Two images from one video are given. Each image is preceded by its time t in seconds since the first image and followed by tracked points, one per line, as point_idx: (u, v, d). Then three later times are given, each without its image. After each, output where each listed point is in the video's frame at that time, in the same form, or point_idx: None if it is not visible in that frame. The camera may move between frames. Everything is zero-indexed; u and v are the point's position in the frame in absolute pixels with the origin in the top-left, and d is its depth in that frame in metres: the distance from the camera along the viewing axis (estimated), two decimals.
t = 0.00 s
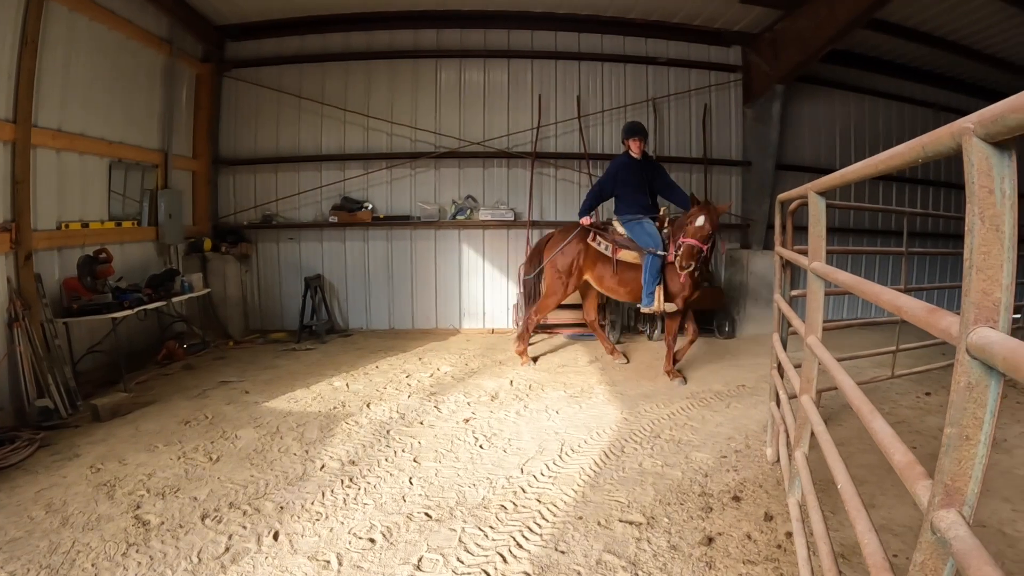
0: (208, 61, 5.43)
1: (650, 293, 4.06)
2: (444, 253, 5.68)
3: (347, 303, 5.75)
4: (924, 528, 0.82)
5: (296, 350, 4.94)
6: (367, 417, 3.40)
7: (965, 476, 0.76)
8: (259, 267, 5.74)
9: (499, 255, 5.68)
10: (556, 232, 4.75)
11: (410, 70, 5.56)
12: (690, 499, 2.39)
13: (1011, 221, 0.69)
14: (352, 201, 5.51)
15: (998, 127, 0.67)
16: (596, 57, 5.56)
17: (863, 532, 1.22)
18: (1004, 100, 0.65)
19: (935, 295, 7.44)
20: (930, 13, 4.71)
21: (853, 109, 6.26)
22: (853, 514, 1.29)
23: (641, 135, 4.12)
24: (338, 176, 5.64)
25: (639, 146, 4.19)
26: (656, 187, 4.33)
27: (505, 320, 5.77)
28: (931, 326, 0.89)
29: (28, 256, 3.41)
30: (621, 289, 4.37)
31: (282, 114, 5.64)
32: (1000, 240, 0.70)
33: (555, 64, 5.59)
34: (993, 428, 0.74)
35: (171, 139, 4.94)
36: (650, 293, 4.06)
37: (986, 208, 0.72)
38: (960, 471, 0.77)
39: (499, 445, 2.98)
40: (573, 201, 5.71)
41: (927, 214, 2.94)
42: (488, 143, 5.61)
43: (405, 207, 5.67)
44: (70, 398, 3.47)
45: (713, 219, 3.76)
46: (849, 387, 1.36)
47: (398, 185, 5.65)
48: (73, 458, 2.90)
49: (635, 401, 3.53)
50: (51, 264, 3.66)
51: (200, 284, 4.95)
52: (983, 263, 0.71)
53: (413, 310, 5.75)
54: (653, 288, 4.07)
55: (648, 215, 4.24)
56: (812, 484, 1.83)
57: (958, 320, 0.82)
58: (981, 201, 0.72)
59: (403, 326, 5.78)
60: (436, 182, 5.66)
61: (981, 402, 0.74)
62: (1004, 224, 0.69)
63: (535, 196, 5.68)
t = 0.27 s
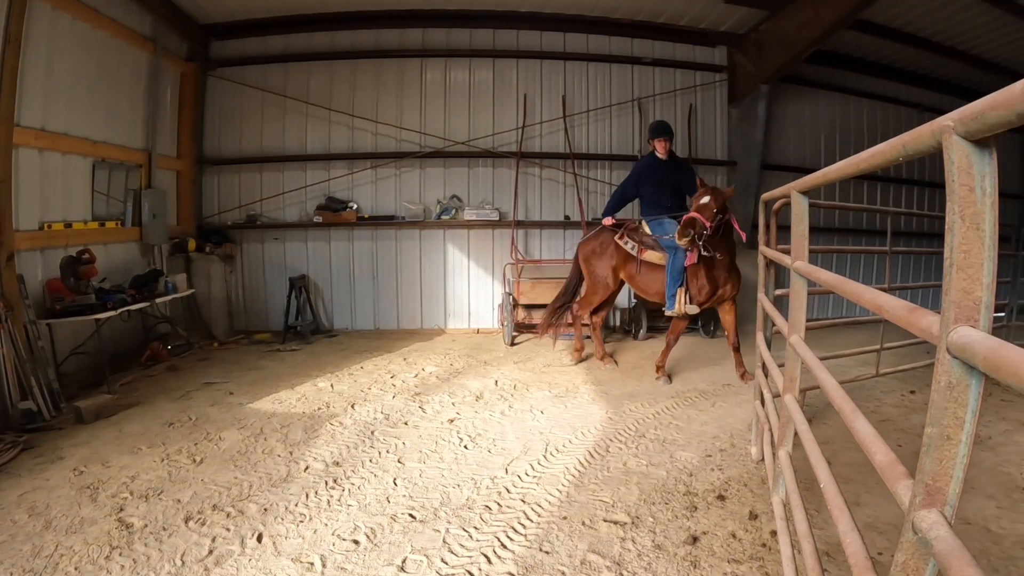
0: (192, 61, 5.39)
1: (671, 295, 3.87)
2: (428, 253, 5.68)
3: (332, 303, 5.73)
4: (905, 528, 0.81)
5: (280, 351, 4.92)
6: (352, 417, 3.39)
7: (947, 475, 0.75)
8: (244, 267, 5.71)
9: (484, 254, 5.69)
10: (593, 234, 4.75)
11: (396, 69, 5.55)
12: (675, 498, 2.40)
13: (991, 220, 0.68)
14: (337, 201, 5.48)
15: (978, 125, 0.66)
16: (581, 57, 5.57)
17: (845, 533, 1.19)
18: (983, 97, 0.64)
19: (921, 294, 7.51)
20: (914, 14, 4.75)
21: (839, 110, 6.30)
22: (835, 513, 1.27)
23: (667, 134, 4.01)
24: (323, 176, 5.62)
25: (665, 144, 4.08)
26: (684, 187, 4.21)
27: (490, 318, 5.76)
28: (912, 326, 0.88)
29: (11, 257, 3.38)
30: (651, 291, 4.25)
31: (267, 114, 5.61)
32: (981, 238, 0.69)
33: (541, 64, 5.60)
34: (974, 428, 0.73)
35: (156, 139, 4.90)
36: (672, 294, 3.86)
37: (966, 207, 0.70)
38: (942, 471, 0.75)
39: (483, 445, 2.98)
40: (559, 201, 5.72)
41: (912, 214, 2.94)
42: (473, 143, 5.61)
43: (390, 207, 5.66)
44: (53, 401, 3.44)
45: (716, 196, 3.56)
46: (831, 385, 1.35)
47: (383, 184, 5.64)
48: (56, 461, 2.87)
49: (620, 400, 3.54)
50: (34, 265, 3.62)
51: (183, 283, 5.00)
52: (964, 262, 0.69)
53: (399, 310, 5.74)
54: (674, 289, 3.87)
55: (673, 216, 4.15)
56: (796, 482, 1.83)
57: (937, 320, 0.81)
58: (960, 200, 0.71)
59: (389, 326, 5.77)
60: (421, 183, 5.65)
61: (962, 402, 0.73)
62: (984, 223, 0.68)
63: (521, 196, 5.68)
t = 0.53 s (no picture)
0: (182, 60, 5.37)
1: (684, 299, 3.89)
2: (419, 253, 5.67)
3: (322, 303, 5.72)
4: (895, 527, 0.80)
5: (269, 352, 4.90)
6: (342, 418, 3.38)
7: (937, 474, 0.74)
8: (234, 267, 5.68)
9: (474, 254, 5.69)
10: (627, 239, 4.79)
11: (386, 69, 5.54)
12: (666, 498, 2.40)
13: (979, 218, 0.68)
14: (327, 201, 5.47)
15: (966, 123, 0.66)
16: (572, 57, 5.57)
17: (835, 532, 1.19)
18: (972, 96, 0.64)
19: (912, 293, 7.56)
20: (904, 15, 4.77)
21: (829, 110, 6.33)
22: (826, 511, 1.26)
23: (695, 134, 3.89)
24: (314, 176, 5.60)
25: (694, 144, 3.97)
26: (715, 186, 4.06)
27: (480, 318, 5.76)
28: (902, 324, 0.88)
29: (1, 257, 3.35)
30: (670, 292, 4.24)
31: (257, 114, 5.60)
32: (969, 237, 0.69)
33: (532, 64, 5.60)
34: (964, 426, 0.73)
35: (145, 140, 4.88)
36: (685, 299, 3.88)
37: (954, 205, 0.70)
38: (931, 469, 0.75)
39: (474, 446, 2.98)
40: (549, 201, 5.72)
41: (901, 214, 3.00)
42: (463, 143, 5.60)
43: (381, 207, 5.65)
44: (41, 402, 3.42)
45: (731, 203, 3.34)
46: (822, 384, 1.35)
47: (373, 184, 5.63)
48: (45, 463, 2.85)
49: (611, 400, 3.54)
50: (23, 266, 3.60)
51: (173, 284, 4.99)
52: (953, 260, 0.69)
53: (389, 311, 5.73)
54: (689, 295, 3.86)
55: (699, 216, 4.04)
56: (785, 480, 1.83)
57: (926, 319, 0.81)
58: (949, 199, 0.71)
59: (379, 326, 5.76)
60: (412, 183, 5.64)
61: (951, 401, 0.73)
62: (973, 221, 0.68)
63: (511, 195, 5.68)
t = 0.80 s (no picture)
0: (177, 60, 5.36)
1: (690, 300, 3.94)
2: (414, 253, 5.66)
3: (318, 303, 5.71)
4: (890, 528, 0.80)
5: (265, 352, 4.89)
6: (338, 419, 3.38)
7: (932, 474, 0.74)
8: (230, 268, 5.68)
9: (470, 254, 5.69)
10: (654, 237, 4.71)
11: (381, 70, 5.53)
12: (662, 498, 2.40)
13: (974, 217, 0.68)
14: (323, 201, 5.45)
15: (961, 122, 0.66)
16: (568, 57, 5.57)
17: (831, 532, 1.18)
18: (966, 95, 0.64)
19: (908, 293, 7.58)
20: (899, 15, 4.79)
21: (825, 110, 6.34)
22: (821, 510, 1.27)
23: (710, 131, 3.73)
24: (309, 176, 5.60)
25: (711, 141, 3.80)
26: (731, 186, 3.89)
27: (478, 322, 5.78)
28: (896, 325, 0.88)
29: None
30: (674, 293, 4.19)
31: (253, 114, 5.58)
32: (964, 236, 0.69)
33: (527, 65, 5.60)
34: (959, 426, 0.73)
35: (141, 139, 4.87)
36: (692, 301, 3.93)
37: (949, 205, 0.70)
38: (927, 470, 0.75)
39: (469, 446, 2.98)
40: (545, 201, 5.73)
41: (896, 214, 2.99)
42: (459, 143, 5.60)
43: (377, 208, 5.65)
44: (36, 403, 3.41)
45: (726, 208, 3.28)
46: (816, 383, 1.36)
47: (368, 185, 5.62)
48: (40, 464, 2.84)
49: (607, 401, 3.54)
50: (17, 266, 3.59)
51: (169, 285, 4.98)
52: (948, 260, 0.69)
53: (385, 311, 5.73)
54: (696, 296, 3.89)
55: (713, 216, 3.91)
56: (781, 480, 1.82)
57: (921, 318, 0.81)
58: (944, 198, 0.71)
59: (375, 327, 5.75)
60: (407, 183, 5.64)
61: (947, 401, 0.73)
62: (968, 221, 0.68)
63: (507, 196, 5.68)
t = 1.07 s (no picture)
0: (175, 60, 5.36)
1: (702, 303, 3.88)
2: (413, 253, 5.66)
3: (317, 304, 5.71)
4: (887, 529, 0.80)
5: (263, 353, 4.89)
6: (336, 420, 3.38)
7: (928, 477, 0.74)
8: (228, 268, 5.67)
9: (468, 255, 5.69)
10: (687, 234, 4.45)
11: (380, 70, 5.53)
12: (660, 499, 2.40)
13: (971, 220, 0.68)
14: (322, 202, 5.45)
15: (959, 125, 0.66)
16: (566, 58, 5.57)
17: (829, 534, 1.18)
18: (964, 98, 0.64)
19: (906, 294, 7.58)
20: (897, 17, 4.79)
21: (823, 111, 6.34)
22: (818, 512, 1.26)
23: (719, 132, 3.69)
24: (307, 177, 5.60)
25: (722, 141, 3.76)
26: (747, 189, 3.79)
27: (477, 323, 5.78)
28: (892, 327, 0.88)
29: None
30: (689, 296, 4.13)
31: (251, 115, 5.58)
32: (961, 240, 0.69)
33: (526, 66, 5.60)
34: (956, 428, 0.73)
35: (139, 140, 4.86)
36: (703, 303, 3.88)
37: (946, 207, 0.70)
38: (923, 472, 0.75)
39: (467, 447, 2.97)
40: (544, 202, 5.73)
41: (895, 215, 2.93)
42: (457, 144, 5.60)
43: (375, 208, 5.65)
44: (34, 403, 3.40)
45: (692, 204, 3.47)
46: (814, 385, 1.36)
47: (366, 185, 5.62)
48: (38, 465, 2.83)
49: (605, 402, 3.54)
50: (15, 266, 3.58)
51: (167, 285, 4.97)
52: (945, 262, 0.69)
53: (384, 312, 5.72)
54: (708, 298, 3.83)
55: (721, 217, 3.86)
56: (779, 481, 1.82)
57: (918, 321, 0.81)
58: (942, 201, 0.71)
59: (374, 327, 5.75)
60: (405, 184, 5.64)
61: (944, 403, 0.72)
62: (964, 223, 0.68)
63: (505, 197, 5.68)
